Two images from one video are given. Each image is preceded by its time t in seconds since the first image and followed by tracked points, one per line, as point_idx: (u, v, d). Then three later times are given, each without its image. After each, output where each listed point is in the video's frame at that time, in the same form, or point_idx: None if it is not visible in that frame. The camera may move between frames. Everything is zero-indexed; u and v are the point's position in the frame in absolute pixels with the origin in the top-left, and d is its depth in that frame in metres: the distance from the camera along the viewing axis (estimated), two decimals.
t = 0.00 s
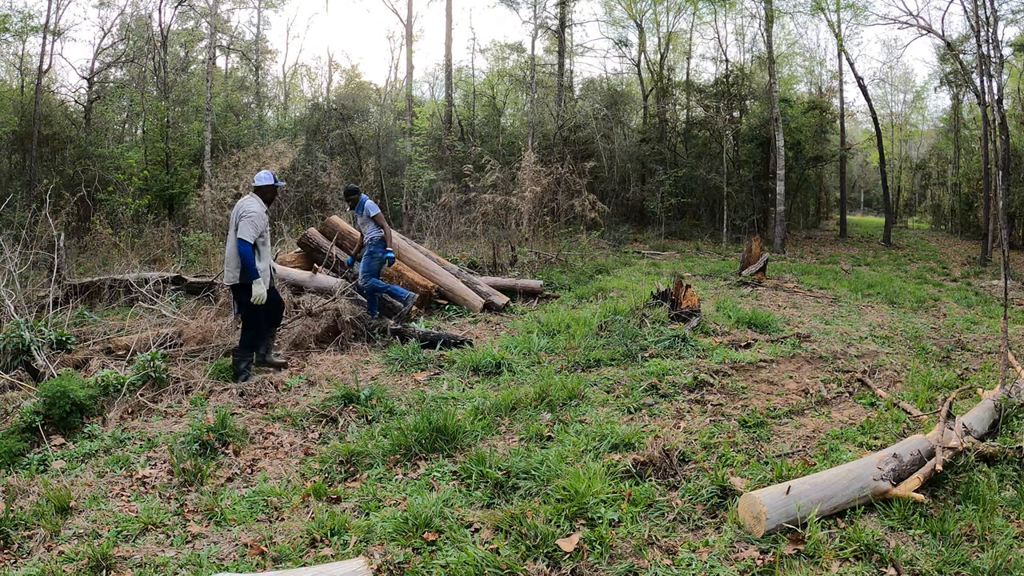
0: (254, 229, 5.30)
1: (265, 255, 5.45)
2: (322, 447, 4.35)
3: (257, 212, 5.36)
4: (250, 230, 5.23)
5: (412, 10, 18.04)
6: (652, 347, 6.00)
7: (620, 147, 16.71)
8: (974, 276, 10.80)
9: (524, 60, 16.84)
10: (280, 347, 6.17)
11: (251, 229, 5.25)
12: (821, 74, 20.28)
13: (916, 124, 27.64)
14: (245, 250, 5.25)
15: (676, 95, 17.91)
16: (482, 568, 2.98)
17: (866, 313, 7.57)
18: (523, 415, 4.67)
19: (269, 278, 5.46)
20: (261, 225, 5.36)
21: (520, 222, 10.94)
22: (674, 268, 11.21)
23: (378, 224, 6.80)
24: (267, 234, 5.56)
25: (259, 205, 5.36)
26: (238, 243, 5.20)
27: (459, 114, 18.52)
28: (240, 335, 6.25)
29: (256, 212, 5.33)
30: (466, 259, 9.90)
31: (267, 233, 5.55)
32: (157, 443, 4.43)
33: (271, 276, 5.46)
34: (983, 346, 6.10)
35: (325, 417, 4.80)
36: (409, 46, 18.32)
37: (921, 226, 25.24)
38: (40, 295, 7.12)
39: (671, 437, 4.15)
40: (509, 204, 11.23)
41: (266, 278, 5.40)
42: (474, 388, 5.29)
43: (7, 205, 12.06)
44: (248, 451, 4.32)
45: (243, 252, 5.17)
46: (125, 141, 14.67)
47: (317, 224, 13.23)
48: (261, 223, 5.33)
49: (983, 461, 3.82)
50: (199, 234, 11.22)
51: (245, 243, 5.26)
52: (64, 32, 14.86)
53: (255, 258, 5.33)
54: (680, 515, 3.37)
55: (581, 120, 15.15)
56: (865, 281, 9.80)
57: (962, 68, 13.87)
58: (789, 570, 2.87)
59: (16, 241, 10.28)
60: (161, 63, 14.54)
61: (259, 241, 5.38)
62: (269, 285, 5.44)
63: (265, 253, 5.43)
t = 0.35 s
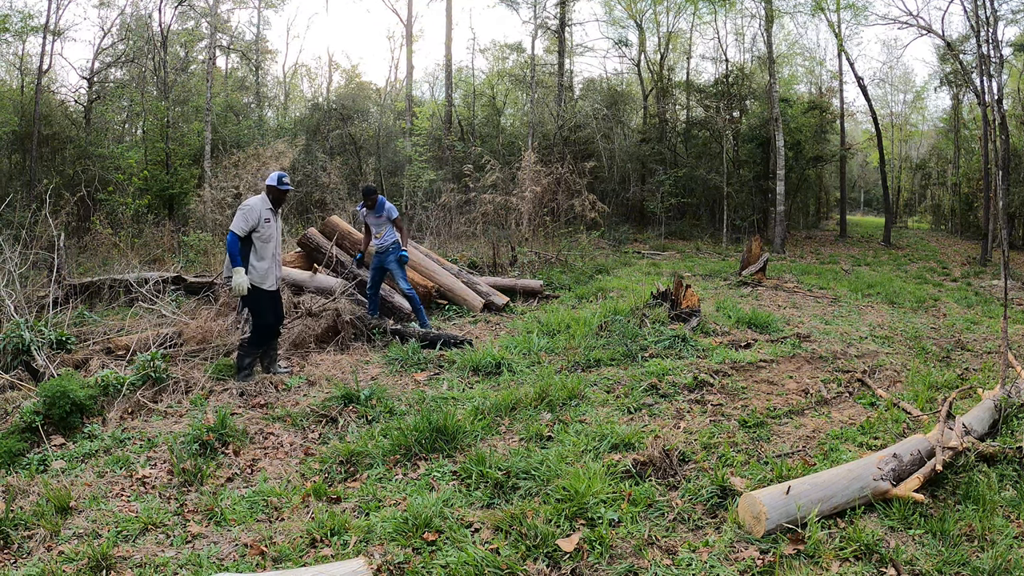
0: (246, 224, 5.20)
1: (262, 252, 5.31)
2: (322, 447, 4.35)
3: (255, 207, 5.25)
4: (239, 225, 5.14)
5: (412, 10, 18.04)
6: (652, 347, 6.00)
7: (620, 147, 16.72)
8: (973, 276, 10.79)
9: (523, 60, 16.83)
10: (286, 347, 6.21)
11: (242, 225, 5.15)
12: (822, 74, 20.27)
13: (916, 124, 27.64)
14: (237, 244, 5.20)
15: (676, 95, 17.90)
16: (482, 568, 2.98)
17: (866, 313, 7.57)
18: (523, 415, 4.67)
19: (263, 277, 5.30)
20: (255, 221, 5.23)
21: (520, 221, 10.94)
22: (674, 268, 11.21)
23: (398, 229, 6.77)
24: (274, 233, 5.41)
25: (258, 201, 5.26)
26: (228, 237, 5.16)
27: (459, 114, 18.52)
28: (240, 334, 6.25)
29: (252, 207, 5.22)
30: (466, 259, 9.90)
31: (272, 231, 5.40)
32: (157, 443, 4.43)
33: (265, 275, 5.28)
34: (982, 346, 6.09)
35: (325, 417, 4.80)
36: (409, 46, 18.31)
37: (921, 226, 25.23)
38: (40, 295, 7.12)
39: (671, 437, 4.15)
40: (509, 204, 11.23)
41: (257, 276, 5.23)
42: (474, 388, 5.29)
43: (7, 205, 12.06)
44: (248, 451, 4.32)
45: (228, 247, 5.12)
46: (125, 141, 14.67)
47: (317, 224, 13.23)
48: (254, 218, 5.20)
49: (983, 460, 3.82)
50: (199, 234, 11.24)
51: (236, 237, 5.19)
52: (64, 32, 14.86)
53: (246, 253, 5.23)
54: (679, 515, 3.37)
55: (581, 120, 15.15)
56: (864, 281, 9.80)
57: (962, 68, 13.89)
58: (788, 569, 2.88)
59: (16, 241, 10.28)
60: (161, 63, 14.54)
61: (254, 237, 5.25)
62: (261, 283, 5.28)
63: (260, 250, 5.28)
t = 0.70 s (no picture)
0: (243, 224, 5.09)
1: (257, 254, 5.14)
2: (322, 447, 4.35)
3: (254, 208, 5.11)
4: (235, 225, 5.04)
5: (411, 10, 18.04)
6: (652, 347, 6.00)
7: (619, 147, 16.73)
8: (973, 277, 10.80)
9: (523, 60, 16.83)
10: (283, 346, 6.22)
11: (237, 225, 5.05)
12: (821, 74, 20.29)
13: (916, 124, 27.65)
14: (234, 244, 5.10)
15: (676, 96, 17.99)
16: (482, 568, 2.98)
17: (865, 313, 7.57)
18: (523, 415, 4.67)
19: (256, 278, 5.13)
20: (250, 222, 5.08)
21: (520, 222, 10.94)
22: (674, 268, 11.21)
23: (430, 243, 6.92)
24: (275, 235, 5.23)
25: (256, 201, 5.11)
26: (227, 236, 5.11)
27: (459, 114, 18.53)
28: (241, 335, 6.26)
29: (249, 208, 5.07)
30: (465, 259, 9.90)
31: (273, 233, 5.21)
32: (156, 443, 4.43)
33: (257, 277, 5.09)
34: (982, 346, 6.09)
35: (325, 417, 4.80)
36: (408, 46, 18.30)
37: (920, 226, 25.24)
38: (39, 295, 7.12)
39: (671, 437, 4.15)
40: (509, 204, 11.23)
41: (248, 278, 5.07)
42: (474, 388, 5.29)
43: (7, 205, 12.06)
44: (247, 451, 4.32)
45: (222, 246, 5.06)
46: (124, 141, 14.67)
47: (316, 224, 13.23)
48: (248, 220, 5.05)
49: (982, 460, 3.82)
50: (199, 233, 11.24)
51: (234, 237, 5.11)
52: (63, 32, 14.86)
53: (240, 254, 5.11)
54: (679, 515, 3.37)
55: (580, 120, 15.15)
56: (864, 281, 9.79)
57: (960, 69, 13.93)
58: (788, 569, 2.88)
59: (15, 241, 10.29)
60: (160, 63, 14.54)
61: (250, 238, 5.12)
62: (252, 285, 5.12)
63: (254, 252, 5.12)
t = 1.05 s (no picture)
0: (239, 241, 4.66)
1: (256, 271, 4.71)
2: (324, 446, 4.35)
3: (248, 222, 4.66)
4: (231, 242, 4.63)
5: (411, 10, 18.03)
6: (651, 347, 6.00)
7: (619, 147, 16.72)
8: (973, 277, 10.81)
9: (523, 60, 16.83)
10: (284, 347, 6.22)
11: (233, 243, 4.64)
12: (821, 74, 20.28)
13: (915, 124, 27.67)
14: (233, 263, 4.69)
15: (676, 96, 18.10)
16: (481, 568, 2.98)
17: (865, 313, 7.58)
18: (522, 415, 4.67)
19: (257, 298, 4.71)
20: (245, 237, 4.65)
21: (519, 222, 10.95)
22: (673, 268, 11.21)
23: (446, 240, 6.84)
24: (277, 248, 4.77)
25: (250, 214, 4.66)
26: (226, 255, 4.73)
27: (458, 114, 18.52)
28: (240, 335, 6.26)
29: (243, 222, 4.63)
30: (465, 259, 9.90)
31: (273, 246, 4.75)
32: (156, 444, 4.43)
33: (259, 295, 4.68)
34: (981, 346, 6.10)
35: (325, 417, 4.80)
36: (408, 46, 18.30)
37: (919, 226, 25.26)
38: (39, 295, 7.12)
39: (670, 437, 4.14)
40: (508, 204, 11.23)
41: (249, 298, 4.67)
42: (473, 388, 5.29)
43: (6, 205, 12.05)
44: (247, 451, 4.32)
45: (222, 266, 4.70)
46: (124, 141, 14.66)
47: (316, 225, 13.23)
48: (243, 237, 4.62)
49: (982, 460, 3.82)
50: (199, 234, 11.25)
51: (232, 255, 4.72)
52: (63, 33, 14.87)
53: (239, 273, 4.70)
54: (679, 515, 3.37)
55: (580, 120, 15.15)
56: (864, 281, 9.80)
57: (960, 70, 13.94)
58: (788, 570, 2.88)
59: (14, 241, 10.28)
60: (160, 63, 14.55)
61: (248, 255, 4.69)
62: (254, 306, 4.71)
63: (253, 269, 4.70)
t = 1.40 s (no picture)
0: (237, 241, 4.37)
1: (257, 272, 4.41)
2: (324, 447, 4.34)
3: (245, 219, 4.36)
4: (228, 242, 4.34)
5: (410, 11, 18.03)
6: (651, 347, 6.01)
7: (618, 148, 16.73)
8: (972, 277, 10.82)
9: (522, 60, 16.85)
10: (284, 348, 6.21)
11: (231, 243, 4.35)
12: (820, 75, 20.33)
13: (915, 125, 27.71)
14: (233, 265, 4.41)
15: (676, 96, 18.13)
16: (481, 568, 2.97)
17: (864, 313, 7.58)
18: (521, 415, 4.67)
19: (261, 301, 4.43)
20: (242, 237, 4.34)
21: (519, 222, 10.95)
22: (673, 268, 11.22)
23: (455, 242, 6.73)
24: (278, 246, 4.46)
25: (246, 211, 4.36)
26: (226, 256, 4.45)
27: (458, 114, 18.51)
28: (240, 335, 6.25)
29: (239, 220, 4.33)
30: (465, 259, 9.90)
31: (274, 243, 4.44)
32: (156, 443, 4.42)
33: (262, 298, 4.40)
34: (981, 346, 6.11)
35: (325, 417, 4.80)
36: (408, 47, 18.29)
37: (918, 226, 25.27)
38: (38, 295, 7.11)
39: (670, 437, 4.14)
40: (508, 204, 11.24)
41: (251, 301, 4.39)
42: (473, 388, 5.29)
43: (5, 205, 12.04)
44: (246, 451, 4.31)
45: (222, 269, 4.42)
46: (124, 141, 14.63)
47: (316, 225, 13.23)
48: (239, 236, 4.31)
49: (982, 460, 3.81)
50: (198, 234, 11.25)
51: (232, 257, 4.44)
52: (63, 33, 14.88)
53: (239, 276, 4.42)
54: (678, 515, 3.37)
55: (580, 120, 15.15)
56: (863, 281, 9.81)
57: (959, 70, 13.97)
58: (787, 569, 2.87)
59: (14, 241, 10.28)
60: (159, 64, 14.56)
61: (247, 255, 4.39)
62: (257, 309, 4.42)
63: (253, 270, 4.40)
